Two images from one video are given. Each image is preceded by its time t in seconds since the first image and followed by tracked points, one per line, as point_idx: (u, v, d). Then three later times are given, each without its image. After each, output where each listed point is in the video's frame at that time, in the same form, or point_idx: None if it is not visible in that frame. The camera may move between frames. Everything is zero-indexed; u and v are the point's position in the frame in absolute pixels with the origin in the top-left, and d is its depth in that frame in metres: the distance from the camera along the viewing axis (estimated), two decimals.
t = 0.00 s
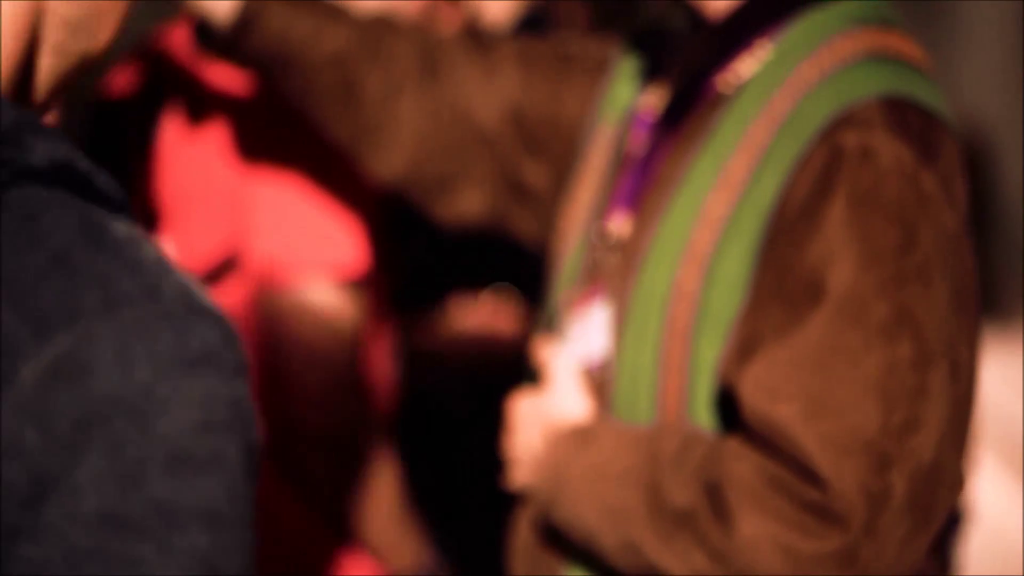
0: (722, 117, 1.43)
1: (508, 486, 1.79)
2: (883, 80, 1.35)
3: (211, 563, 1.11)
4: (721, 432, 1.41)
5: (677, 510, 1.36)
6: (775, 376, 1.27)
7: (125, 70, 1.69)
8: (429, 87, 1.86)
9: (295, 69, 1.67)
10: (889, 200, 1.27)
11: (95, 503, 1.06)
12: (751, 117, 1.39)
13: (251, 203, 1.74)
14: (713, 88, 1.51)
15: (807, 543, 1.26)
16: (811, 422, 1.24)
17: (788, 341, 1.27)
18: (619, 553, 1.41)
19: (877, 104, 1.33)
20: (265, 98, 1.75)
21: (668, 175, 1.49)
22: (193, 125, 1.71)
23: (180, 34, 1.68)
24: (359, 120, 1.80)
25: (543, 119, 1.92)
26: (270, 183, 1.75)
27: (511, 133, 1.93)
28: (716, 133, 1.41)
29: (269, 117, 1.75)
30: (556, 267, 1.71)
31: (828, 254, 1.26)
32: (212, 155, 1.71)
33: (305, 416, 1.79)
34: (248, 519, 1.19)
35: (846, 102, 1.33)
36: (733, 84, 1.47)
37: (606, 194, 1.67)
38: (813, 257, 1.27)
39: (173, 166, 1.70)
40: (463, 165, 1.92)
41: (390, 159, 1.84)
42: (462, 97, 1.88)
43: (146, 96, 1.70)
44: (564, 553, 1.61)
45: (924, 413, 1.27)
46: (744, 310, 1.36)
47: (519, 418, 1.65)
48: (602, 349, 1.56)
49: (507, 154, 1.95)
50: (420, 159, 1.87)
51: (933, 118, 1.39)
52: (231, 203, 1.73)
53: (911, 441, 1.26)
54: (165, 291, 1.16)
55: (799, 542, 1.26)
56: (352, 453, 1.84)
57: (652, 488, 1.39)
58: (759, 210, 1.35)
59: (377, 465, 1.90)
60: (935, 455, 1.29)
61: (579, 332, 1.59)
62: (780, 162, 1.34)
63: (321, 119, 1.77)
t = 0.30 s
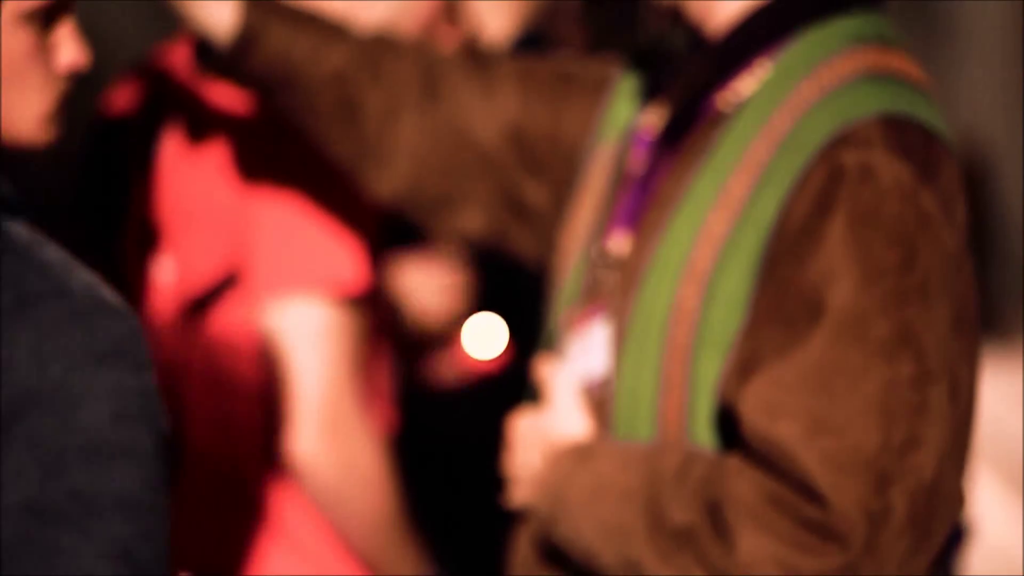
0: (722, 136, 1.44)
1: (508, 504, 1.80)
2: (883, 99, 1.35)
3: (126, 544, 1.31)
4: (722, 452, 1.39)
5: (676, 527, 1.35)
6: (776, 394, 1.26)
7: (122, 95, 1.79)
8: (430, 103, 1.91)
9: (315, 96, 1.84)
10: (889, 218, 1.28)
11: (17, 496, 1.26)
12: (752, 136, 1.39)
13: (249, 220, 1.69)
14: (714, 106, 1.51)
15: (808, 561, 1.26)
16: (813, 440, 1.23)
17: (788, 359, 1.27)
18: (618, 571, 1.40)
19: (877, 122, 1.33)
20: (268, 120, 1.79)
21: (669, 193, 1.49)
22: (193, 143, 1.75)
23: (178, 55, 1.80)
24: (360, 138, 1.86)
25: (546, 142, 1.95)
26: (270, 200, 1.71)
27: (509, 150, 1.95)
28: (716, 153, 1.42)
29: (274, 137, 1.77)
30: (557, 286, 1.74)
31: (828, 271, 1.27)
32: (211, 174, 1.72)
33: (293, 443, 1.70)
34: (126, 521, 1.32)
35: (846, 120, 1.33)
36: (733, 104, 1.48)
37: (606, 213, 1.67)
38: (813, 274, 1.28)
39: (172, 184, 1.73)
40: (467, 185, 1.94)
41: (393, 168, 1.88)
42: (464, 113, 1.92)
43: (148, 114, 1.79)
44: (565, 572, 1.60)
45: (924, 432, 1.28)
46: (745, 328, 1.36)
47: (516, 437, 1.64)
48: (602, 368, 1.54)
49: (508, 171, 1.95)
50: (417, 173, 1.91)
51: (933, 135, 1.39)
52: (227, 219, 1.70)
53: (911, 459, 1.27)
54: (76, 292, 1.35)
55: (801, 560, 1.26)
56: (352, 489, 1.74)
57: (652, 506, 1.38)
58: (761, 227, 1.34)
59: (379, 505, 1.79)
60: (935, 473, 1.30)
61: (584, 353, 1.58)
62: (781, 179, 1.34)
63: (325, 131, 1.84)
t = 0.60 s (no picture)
0: (721, 156, 1.44)
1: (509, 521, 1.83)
2: (882, 119, 1.36)
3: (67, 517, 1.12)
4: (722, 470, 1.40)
5: (676, 547, 1.34)
6: (776, 414, 1.26)
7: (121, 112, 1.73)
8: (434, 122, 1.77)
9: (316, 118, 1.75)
10: (889, 239, 1.28)
11: None
12: (752, 157, 1.40)
13: (252, 242, 1.77)
14: (713, 126, 1.52)
15: None
16: (813, 460, 1.24)
17: (788, 379, 1.27)
18: None
19: (877, 142, 1.33)
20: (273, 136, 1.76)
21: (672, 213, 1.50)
22: (195, 164, 1.76)
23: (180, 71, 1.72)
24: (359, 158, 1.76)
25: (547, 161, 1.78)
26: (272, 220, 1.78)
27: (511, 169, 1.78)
28: (716, 173, 1.43)
29: (278, 153, 1.76)
30: (558, 306, 1.74)
31: (828, 291, 1.27)
32: (211, 195, 1.77)
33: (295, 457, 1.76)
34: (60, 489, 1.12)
35: (846, 141, 1.33)
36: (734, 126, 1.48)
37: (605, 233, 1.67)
38: (814, 295, 1.28)
39: (176, 204, 1.75)
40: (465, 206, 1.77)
41: (391, 194, 1.76)
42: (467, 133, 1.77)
43: (149, 136, 1.75)
44: None
45: (924, 451, 1.28)
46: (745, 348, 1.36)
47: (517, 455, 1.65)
48: (602, 390, 1.55)
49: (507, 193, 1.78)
50: (422, 194, 1.76)
51: (931, 156, 1.40)
52: (230, 241, 1.77)
53: (911, 478, 1.27)
54: None
55: None
56: (352, 507, 1.75)
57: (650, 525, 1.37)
58: (761, 247, 1.35)
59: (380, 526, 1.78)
60: (934, 491, 1.30)
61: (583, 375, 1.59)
62: (781, 199, 1.34)
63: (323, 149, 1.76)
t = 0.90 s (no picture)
0: (721, 173, 1.45)
1: (508, 536, 1.82)
2: (881, 137, 1.37)
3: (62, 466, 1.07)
4: (723, 488, 1.40)
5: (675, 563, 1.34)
6: (776, 431, 1.26)
7: (127, 122, 1.68)
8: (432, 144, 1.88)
9: (316, 135, 1.80)
10: (888, 256, 1.29)
11: None
12: (751, 174, 1.40)
13: (253, 258, 1.78)
14: (714, 143, 1.52)
15: None
16: (813, 477, 1.24)
17: (789, 396, 1.27)
18: None
19: (876, 160, 1.34)
20: (277, 156, 1.79)
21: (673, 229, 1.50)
22: (195, 181, 1.76)
23: (184, 87, 1.70)
24: (359, 174, 1.84)
25: (546, 176, 1.92)
26: (272, 237, 1.79)
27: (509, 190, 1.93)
28: (715, 189, 1.43)
29: (281, 172, 1.79)
30: (557, 325, 1.73)
31: (828, 309, 1.27)
32: (212, 212, 1.77)
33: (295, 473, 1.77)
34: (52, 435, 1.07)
35: (845, 158, 1.34)
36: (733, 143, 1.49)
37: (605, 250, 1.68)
38: (814, 312, 1.28)
39: (178, 218, 1.74)
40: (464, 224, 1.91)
41: (389, 212, 1.85)
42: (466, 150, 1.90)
43: (150, 151, 1.72)
44: None
45: (924, 468, 1.28)
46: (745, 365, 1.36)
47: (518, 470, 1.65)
48: (603, 407, 1.55)
49: (508, 213, 1.93)
50: (421, 209, 1.87)
51: (931, 173, 1.40)
52: (231, 257, 1.78)
53: (911, 495, 1.27)
54: None
55: None
56: (351, 521, 1.78)
57: (650, 541, 1.37)
58: (760, 264, 1.35)
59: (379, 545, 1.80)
60: (934, 507, 1.30)
61: (585, 393, 1.58)
62: (780, 217, 1.35)
63: (325, 165, 1.82)
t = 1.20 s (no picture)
0: (720, 192, 1.46)
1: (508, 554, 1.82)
2: (880, 156, 1.37)
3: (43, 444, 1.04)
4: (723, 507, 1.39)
5: None
6: (776, 448, 1.26)
7: (129, 140, 1.70)
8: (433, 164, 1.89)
9: (316, 156, 1.83)
10: (887, 274, 1.29)
11: None
12: (751, 193, 1.41)
13: (254, 276, 1.79)
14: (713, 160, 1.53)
15: None
16: (813, 494, 1.24)
17: (789, 413, 1.28)
18: None
19: (875, 178, 1.35)
20: (276, 177, 1.81)
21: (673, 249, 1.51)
22: (196, 200, 1.77)
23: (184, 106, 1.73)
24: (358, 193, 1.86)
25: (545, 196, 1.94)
26: (272, 255, 1.80)
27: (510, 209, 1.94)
28: (714, 207, 1.44)
29: (281, 192, 1.81)
30: (557, 342, 1.73)
31: (827, 327, 1.28)
32: (213, 228, 1.77)
33: (295, 490, 1.77)
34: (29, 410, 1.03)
35: (843, 177, 1.35)
36: (732, 163, 1.50)
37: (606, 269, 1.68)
38: (813, 329, 1.29)
39: (179, 235, 1.75)
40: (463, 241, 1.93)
41: (388, 234, 1.87)
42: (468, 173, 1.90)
43: (151, 169, 1.74)
44: None
45: (924, 486, 1.28)
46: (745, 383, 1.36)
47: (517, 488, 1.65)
48: (605, 424, 1.56)
49: (509, 230, 1.95)
50: (420, 231, 1.89)
51: (930, 192, 1.41)
52: (231, 274, 1.79)
53: (911, 512, 1.27)
54: None
55: None
56: (352, 537, 1.78)
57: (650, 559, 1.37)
58: (760, 283, 1.36)
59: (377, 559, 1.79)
60: (934, 525, 1.30)
61: (586, 412, 1.58)
62: (780, 236, 1.36)
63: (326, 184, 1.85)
